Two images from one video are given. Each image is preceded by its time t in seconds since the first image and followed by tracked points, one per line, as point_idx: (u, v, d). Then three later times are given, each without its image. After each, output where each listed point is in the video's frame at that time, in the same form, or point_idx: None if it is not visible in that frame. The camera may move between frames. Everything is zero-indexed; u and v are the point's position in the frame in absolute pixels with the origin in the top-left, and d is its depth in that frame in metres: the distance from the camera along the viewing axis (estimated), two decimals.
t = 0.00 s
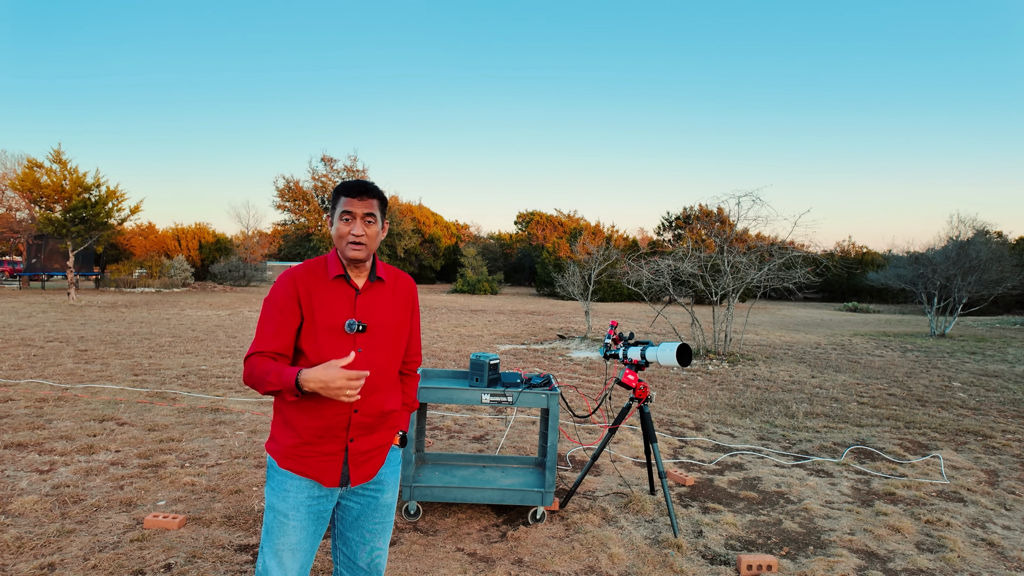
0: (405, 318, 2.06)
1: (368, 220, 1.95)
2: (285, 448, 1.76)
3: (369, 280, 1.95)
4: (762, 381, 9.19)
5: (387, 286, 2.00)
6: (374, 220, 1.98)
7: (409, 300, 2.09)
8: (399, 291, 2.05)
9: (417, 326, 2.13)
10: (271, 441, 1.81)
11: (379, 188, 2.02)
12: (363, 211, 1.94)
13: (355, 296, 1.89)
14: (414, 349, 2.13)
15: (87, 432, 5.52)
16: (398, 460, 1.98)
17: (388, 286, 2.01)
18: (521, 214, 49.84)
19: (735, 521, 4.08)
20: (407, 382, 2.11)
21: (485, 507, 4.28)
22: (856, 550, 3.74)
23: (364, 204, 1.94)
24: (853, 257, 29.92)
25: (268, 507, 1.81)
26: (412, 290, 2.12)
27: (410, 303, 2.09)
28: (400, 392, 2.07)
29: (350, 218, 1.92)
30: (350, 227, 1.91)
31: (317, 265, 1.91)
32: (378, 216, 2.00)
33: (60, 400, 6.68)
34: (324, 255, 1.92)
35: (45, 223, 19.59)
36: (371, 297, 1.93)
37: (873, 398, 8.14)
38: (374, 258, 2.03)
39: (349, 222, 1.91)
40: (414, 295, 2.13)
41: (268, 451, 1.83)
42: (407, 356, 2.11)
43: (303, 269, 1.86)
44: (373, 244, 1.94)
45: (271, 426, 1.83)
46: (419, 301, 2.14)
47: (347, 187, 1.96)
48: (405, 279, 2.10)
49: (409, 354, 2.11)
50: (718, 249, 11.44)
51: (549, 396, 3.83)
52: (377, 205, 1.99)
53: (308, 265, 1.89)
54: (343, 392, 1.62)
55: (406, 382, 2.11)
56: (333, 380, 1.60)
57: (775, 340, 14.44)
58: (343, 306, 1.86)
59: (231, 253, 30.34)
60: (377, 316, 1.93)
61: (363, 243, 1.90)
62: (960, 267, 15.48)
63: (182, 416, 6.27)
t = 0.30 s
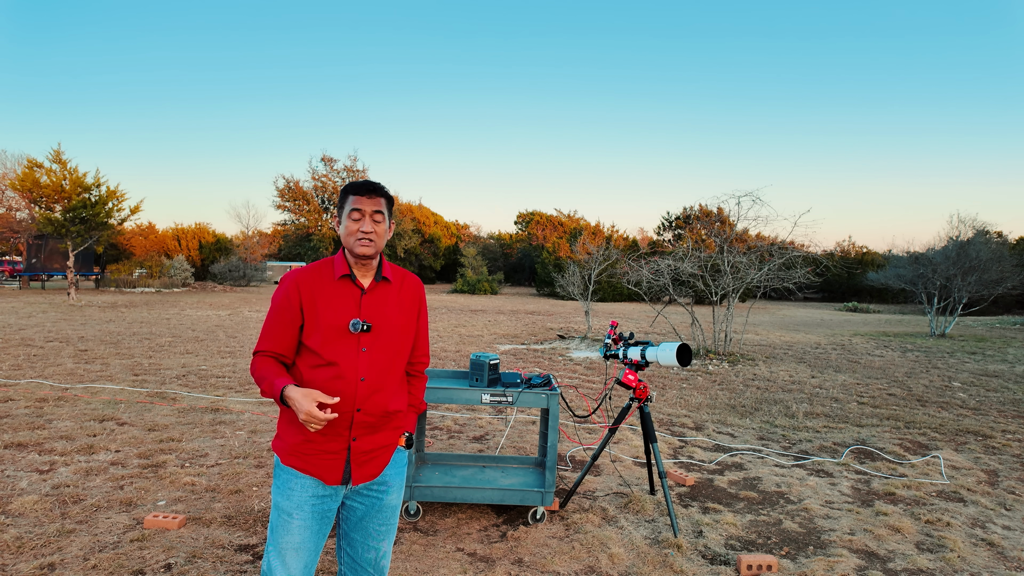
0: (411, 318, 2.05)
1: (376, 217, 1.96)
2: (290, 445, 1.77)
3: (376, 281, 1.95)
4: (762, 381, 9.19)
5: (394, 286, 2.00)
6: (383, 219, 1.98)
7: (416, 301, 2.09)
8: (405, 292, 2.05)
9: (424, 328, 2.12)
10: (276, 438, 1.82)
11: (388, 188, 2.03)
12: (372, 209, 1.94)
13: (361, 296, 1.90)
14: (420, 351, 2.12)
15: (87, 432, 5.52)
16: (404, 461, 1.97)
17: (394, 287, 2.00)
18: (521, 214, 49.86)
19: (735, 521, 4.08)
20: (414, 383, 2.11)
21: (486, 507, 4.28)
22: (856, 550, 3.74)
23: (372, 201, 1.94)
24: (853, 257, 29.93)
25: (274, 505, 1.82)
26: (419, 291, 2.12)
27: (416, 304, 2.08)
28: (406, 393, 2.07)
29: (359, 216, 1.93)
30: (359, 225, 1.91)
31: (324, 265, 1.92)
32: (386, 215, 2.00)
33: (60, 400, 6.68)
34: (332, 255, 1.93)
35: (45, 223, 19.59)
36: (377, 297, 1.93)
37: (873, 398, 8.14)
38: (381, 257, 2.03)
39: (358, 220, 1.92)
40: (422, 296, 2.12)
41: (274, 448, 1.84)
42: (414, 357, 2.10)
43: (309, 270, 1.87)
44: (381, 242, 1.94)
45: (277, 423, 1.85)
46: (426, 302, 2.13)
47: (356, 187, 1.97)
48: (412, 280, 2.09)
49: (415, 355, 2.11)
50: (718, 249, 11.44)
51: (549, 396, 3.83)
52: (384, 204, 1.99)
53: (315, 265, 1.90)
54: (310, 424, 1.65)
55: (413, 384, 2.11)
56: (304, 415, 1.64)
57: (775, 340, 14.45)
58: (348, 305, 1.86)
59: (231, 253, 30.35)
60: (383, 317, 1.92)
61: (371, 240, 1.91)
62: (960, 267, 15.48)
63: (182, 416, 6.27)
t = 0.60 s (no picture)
0: (415, 319, 2.05)
1: (381, 217, 1.96)
2: (293, 444, 1.77)
3: (381, 280, 1.96)
4: (762, 381, 9.19)
5: (398, 287, 2.00)
6: (388, 219, 1.99)
7: (419, 301, 2.09)
8: (409, 293, 2.04)
9: (428, 328, 2.12)
10: (279, 437, 1.83)
11: (393, 189, 2.03)
12: (377, 208, 1.94)
13: (364, 296, 1.89)
14: (424, 351, 2.12)
15: (87, 432, 5.52)
16: (406, 462, 1.97)
17: (398, 287, 2.01)
18: (521, 214, 49.89)
19: (735, 521, 4.08)
20: (416, 384, 2.11)
21: (486, 507, 4.28)
22: (856, 550, 3.74)
23: (377, 201, 1.94)
24: (853, 257, 29.94)
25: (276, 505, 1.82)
26: (423, 292, 2.12)
27: (420, 306, 2.08)
28: (409, 394, 2.07)
29: (364, 215, 1.93)
30: (364, 225, 1.91)
31: (329, 265, 1.92)
32: (391, 215, 2.01)
33: (60, 400, 6.69)
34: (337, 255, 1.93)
35: (45, 223, 19.58)
36: (381, 297, 1.93)
37: (874, 398, 8.14)
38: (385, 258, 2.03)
39: (363, 220, 1.92)
40: (425, 297, 2.12)
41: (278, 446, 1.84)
42: (417, 358, 2.10)
43: (314, 270, 1.87)
44: (385, 242, 1.95)
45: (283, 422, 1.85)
46: (430, 302, 2.13)
47: (361, 187, 1.97)
48: (416, 281, 2.10)
49: (418, 356, 2.11)
50: (718, 249, 11.45)
51: (549, 396, 3.83)
52: (390, 205, 2.00)
53: (320, 265, 1.90)
54: (319, 420, 1.65)
55: (416, 384, 2.11)
56: (312, 409, 1.63)
57: (775, 340, 14.45)
58: (352, 305, 1.86)
59: (231, 253, 30.35)
60: (386, 316, 1.92)
61: (376, 240, 1.91)
62: (960, 267, 15.48)
63: (182, 416, 6.27)
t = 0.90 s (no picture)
0: (416, 318, 2.05)
1: (385, 219, 1.96)
2: (296, 444, 1.77)
3: (383, 280, 1.95)
4: (762, 381, 9.19)
5: (400, 286, 2.00)
6: (391, 221, 1.99)
7: (421, 301, 2.09)
8: (411, 293, 2.04)
9: (429, 328, 2.12)
10: (282, 436, 1.82)
11: (397, 191, 2.03)
12: (381, 210, 1.95)
13: (368, 295, 1.89)
14: (424, 351, 2.12)
15: (87, 432, 5.52)
16: (407, 461, 1.97)
17: (401, 287, 2.01)
18: (521, 214, 49.89)
19: (735, 521, 4.08)
20: (417, 383, 2.11)
21: (486, 507, 4.28)
22: (857, 550, 3.73)
23: (381, 203, 1.95)
24: (853, 257, 29.94)
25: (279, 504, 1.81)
26: (424, 292, 2.12)
27: (421, 304, 2.08)
28: (410, 393, 2.07)
29: (368, 216, 1.93)
30: (368, 226, 1.92)
31: (332, 264, 1.91)
32: (394, 217, 2.01)
33: (60, 400, 6.68)
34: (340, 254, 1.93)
35: (45, 223, 19.58)
36: (384, 297, 1.93)
37: (874, 398, 8.14)
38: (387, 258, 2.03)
39: (367, 221, 1.92)
40: (426, 297, 2.12)
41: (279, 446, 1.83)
42: (418, 357, 2.10)
43: (317, 269, 1.86)
44: (389, 244, 1.95)
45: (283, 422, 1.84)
46: (431, 302, 2.14)
47: (365, 188, 1.97)
48: (418, 282, 2.10)
49: (420, 355, 2.11)
50: (718, 249, 11.45)
51: (549, 396, 3.83)
52: (394, 206, 2.00)
53: (322, 264, 1.90)
54: (318, 422, 1.64)
55: (417, 383, 2.10)
56: (311, 411, 1.63)
57: (775, 340, 14.45)
58: (356, 305, 1.86)
59: (231, 253, 30.34)
60: (389, 316, 1.92)
61: (379, 242, 1.92)
62: (960, 267, 15.48)
63: (182, 416, 6.27)
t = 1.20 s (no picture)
0: (416, 316, 2.04)
1: (382, 223, 1.95)
2: (295, 443, 1.77)
3: (383, 281, 1.96)
4: (762, 381, 9.19)
5: (399, 286, 2.00)
6: (389, 224, 1.98)
7: (420, 300, 2.08)
8: (410, 292, 2.04)
9: (428, 327, 2.12)
10: (281, 436, 1.83)
11: (395, 193, 2.02)
12: (378, 214, 1.94)
13: (366, 295, 1.90)
14: (424, 350, 2.12)
15: (87, 432, 5.52)
16: (405, 460, 1.97)
17: (399, 286, 2.00)
18: (521, 214, 49.89)
19: (735, 521, 4.08)
20: (416, 382, 2.11)
21: (486, 507, 4.28)
22: (857, 550, 3.74)
23: (378, 207, 1.94)
24: (853, 257, 29.94)
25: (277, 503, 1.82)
26: (424, 290, 2.12)
27: (421, 302, 2.08)
28: (409, 393, 2.07)
29: (365, 220, 1.92)
30: (364, 230, 1.90)
31: (330, 264, 1.92)
32: (391, 221, 2.00)
33: (60, 400, 6.68)
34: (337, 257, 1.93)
35: (45, 223, 19.59)
36: (382, 296, 1.93)
37: (873, 398, 8.14)
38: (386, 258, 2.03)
39: (363, 225, 1.91)
40: (426, 295, 2.12)
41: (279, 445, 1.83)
42: (418, 357, 2.10)
43: (316, 268, 1.88)
44: (386, 247, 1.94)
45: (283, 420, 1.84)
46: (430, 301, 2.13)
47: (363, 190, 1.97)
48: (417, 280, 2.09)
49: (419, 355, 2.11)
50: (718, 249, 11.45)
51: (549, 396, 3.83)
52: (392, 209, 1.99)
53: (321, 264, 1.91)
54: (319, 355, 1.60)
55: (416, 383, 2.10)
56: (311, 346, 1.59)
57: (775, 340, 14.47)
58: (354, 304, 1.87)
59: (231, 253, 30.35)
60: (387, 316, 1.92)
61: (377, 245, 1.90)
62: (960, 267, 15.48)
63: (182, 416, 6.27)
